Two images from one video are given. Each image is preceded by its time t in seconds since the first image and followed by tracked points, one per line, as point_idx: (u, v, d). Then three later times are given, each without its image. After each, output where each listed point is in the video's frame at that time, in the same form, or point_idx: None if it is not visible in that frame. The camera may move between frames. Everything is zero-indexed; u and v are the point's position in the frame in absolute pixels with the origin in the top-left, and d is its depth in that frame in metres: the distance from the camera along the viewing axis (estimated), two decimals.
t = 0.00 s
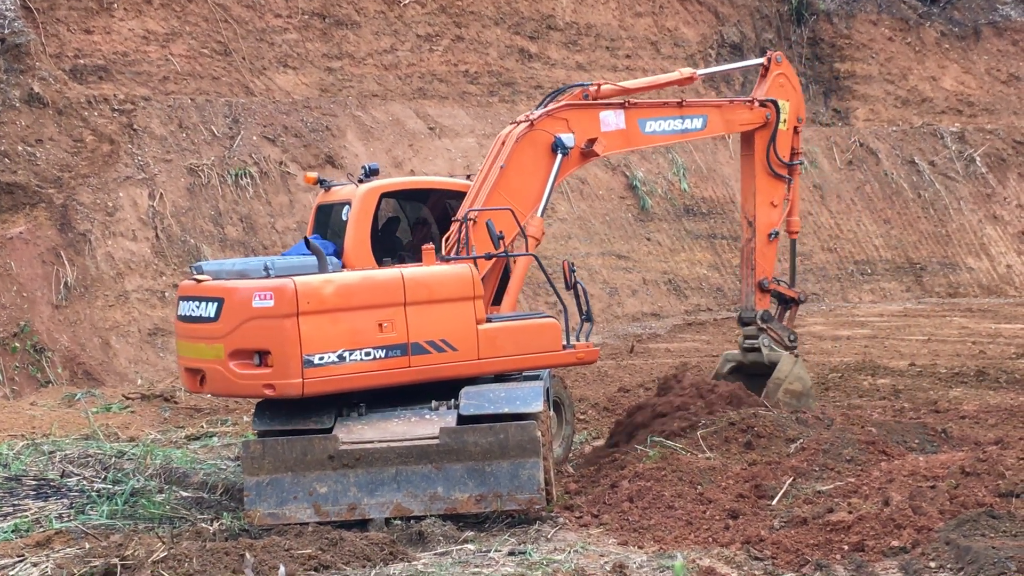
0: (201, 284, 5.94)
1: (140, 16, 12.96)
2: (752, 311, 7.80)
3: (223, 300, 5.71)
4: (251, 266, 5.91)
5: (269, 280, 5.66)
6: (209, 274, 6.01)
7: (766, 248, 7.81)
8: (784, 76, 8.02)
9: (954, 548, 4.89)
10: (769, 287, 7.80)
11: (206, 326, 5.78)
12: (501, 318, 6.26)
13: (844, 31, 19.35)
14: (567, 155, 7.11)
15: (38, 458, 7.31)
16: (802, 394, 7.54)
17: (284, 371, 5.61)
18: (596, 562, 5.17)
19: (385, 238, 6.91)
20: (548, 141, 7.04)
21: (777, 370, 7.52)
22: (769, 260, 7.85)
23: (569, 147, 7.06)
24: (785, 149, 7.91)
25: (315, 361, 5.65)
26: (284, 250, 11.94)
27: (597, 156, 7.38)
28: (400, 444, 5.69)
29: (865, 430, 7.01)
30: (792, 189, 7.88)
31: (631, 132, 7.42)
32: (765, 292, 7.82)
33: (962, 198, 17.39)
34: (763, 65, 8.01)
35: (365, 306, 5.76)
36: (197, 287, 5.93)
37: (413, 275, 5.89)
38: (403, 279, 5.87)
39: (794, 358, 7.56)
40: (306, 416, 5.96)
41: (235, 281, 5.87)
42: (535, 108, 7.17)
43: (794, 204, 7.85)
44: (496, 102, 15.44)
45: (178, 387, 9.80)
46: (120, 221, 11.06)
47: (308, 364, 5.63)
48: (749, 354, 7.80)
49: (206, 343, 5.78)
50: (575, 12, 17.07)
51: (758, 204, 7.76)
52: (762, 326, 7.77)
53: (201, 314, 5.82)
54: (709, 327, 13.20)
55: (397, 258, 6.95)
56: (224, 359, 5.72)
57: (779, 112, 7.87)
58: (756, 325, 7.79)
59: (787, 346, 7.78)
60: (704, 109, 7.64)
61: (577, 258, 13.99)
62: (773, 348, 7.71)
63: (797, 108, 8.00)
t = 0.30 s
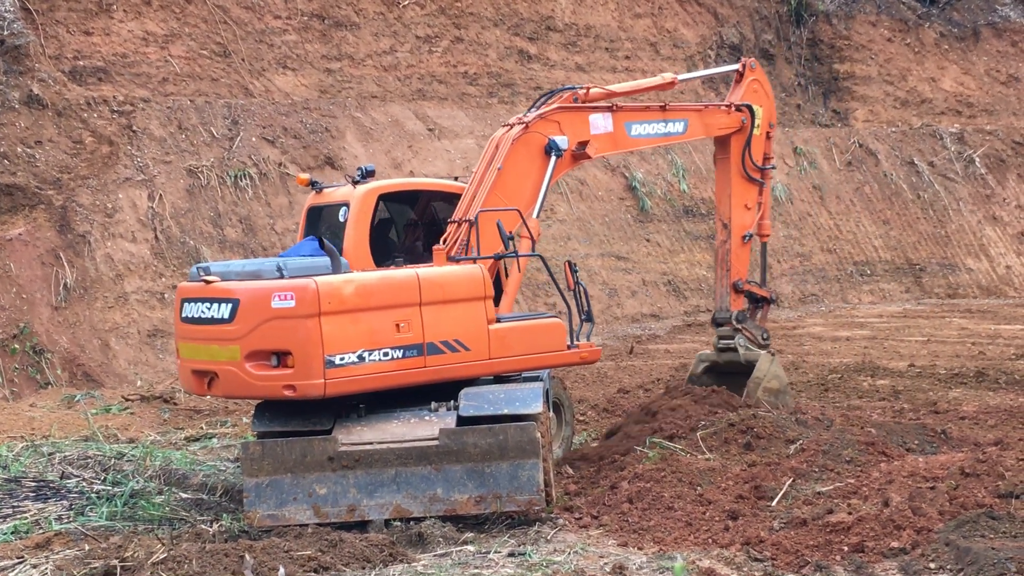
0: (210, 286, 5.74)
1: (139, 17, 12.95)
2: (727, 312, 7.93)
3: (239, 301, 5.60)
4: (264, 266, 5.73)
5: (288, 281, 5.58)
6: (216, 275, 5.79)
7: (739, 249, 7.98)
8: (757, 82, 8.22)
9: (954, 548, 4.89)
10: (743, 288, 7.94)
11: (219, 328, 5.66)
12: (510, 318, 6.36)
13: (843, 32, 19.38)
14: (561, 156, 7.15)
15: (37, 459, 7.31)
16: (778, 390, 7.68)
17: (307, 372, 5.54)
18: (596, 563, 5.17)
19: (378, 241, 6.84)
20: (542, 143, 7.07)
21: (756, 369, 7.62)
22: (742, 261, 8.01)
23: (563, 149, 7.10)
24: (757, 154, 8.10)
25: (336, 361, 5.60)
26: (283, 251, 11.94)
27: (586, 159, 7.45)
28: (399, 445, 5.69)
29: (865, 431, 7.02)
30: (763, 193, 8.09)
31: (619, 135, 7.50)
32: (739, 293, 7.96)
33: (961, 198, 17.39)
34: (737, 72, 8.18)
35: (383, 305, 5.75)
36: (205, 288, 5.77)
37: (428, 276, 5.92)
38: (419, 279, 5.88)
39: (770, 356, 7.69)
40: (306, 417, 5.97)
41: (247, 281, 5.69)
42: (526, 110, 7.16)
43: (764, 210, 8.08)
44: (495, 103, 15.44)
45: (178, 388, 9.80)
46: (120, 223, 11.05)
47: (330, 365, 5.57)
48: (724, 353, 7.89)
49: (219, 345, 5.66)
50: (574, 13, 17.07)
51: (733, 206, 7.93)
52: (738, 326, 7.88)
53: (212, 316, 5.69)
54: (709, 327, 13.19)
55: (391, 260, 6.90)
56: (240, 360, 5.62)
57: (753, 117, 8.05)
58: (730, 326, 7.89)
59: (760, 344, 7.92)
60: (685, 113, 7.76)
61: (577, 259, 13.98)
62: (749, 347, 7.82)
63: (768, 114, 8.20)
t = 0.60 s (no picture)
0: (226, 289, 5.77)
1: (138, 20, 12.96)
2: (693, 313, 8.04)
3: (266, 303, 5.58)
4: (282, 268, 5.71)
5: (317, 282, 5.58)
6: (234, 278, 5.82)
7: (705, 252, 8.09)
8: (718, 88, 8.31)
9: (954, 549, 4.89)
10: (710, 289, 8.05)
11: (244, 330, 5.64)
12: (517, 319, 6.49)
13: (842, 34, 19.41)
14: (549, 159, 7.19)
15: (36, 462, 7.30)
16: (748, 385, 7.91)
17: (337, 373, 5.55)
18: (595, 565, 5.17)
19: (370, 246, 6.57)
20: (531, 146, 7.11)
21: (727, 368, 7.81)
22: (708, 263, 8.12)
23: (552, 152, 7.15)
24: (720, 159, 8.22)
25: (366, 362, 5.62)
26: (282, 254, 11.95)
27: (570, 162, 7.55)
28: (399, 448, 5.69)
29: (865, 433, 7.03)
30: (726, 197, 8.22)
31: (599, 139, 7.58)
32: (706, 294, 8.07)
33: (960, 200, 17.39)
34: (700, 78, 8.27)
35: (408, 306, 5.78)
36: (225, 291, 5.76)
37: (447, 276, 5.99)
38: (439, 280, 5.95)
39: (739, 353, 7.88)
40: (305, 420, 5.99)
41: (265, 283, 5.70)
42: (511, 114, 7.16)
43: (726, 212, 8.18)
44: (494, 105, 15.45)
45: (177, 391, 9.79)
46: (119, 226, 11.04)
47: (361, 366, 5.59)
48: (692, 352, 8.02)
49: (244, 348, 5.65)
50: (573, 14, 17.09)
51: (699, 209, 8.04)
52: (705, 327, 8.01)
53: (236, 318, 5.67)
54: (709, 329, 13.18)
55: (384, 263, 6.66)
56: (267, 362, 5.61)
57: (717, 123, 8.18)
58: (697, 327, 8.01)
59: (726, 342, 8.05)
60: (656, 118, 7.87)
61: (577, 261, 13.99)
62: (718, 346, 7.96)
63: (730, 120, 8.33)
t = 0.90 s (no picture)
0: (251, 290, 5.68)
1: (138, 21, 12.96)
2: (650, 314, 8.16)
3: (301, 303, 5.50)
4: (311, 267, 5.65)
5: (354, 280, 5.52)
6: (257, 279, 5.74)
7: (661, 255, 8.19)
8: (668, 97, 8.49)
9: (953, 551, 4.88)
10: (666, 292, 8.17)
11: (277, 330, 5.54)
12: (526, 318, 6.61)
13: (841, 35, 19.43)
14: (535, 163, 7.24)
15: (36, 463, 7.30)
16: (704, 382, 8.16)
17: (378, 371, 5.50)
18: (595, 566, 5.16)
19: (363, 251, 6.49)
20: (517, 149, 7.14)
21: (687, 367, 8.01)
22: (662, 266, 8.23)
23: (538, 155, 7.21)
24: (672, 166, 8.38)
25: (403, 361, 5.59)
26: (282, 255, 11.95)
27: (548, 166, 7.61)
28: (399, 449, 5.69)
29: (865, 434, 7.07)
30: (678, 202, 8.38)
31: (573, 143, 7.65)
32: (661, 296, 8.18)
33: (960, 201, 17.39)
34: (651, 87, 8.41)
35: (438, 305, 5.78)
36: (252, 292, 5.65)
37: (470, 276, 6.04)
38: (463, 279, 5.99)
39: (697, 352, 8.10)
40: (306, 422, 5.99)
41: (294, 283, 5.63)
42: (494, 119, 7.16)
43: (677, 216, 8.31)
44: (494, 106, 15.46)
45: (177, 392, 9.80)
46: (119, 227, 11.03)
47: (399, 364, 5.55)
48: (648, 352, 8.17)
49: (276, 348, 5.55)
50: (573, 16, 17.09)
51: (656, 214, 8.14)
52: (662, 328, 8.16)
53: (267, 318, 5.56)
54: (708, 330, 13.18)
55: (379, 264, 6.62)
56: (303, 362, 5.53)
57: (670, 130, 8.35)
58: (654, 327, 8.15)
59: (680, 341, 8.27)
60: (620, 124, 7.91)
61: (577, 262, 14.00)
62: (675, 346, 8.13)
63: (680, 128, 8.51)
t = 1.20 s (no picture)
0: (286, 289, 5.61)
1: (137, 22, 12.97)
2: (597, 318, 8.24)
3: (347, 301, 5.49)
4: (349, 266, 5.62)
5: (399, 278, 5.53)
6: (291, 278, 5.66)
7: (605, 260, 8.24)
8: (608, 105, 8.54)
9: (953, 552, 4.88)
10: (612, 295, 8.25)
11: (320, 329, 5.51)
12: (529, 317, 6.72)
13: (841, 36, 19.44)
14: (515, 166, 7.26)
15: (36, 464, 7.30)
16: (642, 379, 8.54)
17: (425, 369, 5.53)
18: (595, 567, 5.15)
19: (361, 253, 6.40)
20: (498, 152, 7.12)
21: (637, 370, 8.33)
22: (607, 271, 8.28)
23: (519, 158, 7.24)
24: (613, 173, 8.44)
25: (447, 358, 5.63)
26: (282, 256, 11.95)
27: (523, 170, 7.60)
28: (399, 449, 5.70)
29: (864, 436, 7.08)
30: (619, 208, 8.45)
31: (541, 148, 7.64)
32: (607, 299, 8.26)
33: (959, 202, 17.38)
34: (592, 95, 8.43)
35: (472, 303, 5.85)
36: (289, 291, 5.59)
37: (495, 274, 6.12)
38: (490, 277, 6.07)
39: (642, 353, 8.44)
40: (307, 422, 5.98)
41: (332, 281, 5.60)
42: (473, 121, 7.14)
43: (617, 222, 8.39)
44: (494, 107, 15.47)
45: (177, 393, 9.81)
46: (119, 228, 11.03)
47: (444, 362, 5.60)
48: (595, 355, 8.31)
49: (318, 347, 5.53)
50: (573, 16, 17.10)
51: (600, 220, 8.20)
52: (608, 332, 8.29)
53: (309, 317, 5.53)
54: (708, 331, 13.18)
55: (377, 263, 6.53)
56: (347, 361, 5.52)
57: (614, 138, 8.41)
58: (599, 331, 8.25)
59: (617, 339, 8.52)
60: (573, 130, 7.96)
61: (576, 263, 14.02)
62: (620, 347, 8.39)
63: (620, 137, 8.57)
